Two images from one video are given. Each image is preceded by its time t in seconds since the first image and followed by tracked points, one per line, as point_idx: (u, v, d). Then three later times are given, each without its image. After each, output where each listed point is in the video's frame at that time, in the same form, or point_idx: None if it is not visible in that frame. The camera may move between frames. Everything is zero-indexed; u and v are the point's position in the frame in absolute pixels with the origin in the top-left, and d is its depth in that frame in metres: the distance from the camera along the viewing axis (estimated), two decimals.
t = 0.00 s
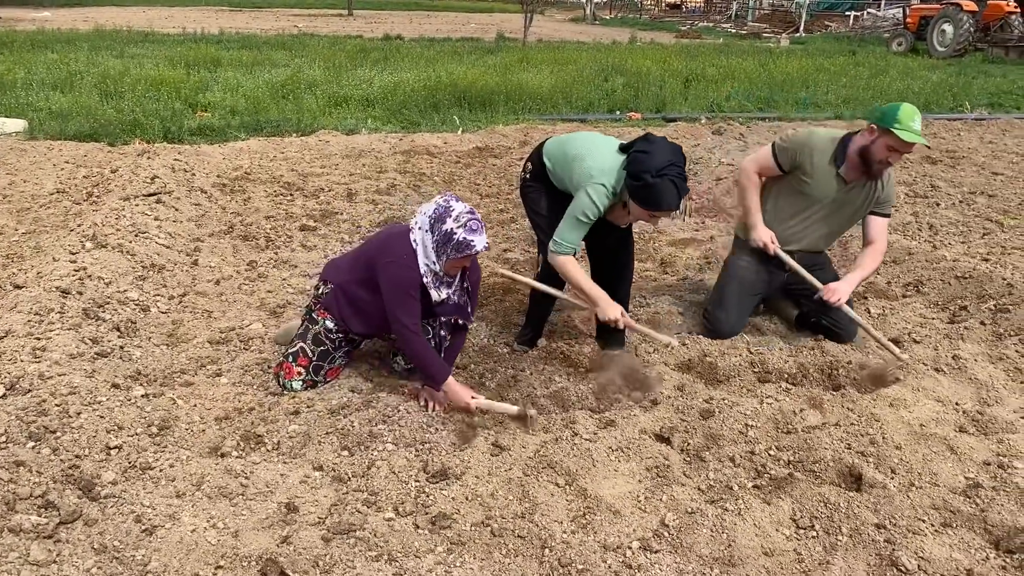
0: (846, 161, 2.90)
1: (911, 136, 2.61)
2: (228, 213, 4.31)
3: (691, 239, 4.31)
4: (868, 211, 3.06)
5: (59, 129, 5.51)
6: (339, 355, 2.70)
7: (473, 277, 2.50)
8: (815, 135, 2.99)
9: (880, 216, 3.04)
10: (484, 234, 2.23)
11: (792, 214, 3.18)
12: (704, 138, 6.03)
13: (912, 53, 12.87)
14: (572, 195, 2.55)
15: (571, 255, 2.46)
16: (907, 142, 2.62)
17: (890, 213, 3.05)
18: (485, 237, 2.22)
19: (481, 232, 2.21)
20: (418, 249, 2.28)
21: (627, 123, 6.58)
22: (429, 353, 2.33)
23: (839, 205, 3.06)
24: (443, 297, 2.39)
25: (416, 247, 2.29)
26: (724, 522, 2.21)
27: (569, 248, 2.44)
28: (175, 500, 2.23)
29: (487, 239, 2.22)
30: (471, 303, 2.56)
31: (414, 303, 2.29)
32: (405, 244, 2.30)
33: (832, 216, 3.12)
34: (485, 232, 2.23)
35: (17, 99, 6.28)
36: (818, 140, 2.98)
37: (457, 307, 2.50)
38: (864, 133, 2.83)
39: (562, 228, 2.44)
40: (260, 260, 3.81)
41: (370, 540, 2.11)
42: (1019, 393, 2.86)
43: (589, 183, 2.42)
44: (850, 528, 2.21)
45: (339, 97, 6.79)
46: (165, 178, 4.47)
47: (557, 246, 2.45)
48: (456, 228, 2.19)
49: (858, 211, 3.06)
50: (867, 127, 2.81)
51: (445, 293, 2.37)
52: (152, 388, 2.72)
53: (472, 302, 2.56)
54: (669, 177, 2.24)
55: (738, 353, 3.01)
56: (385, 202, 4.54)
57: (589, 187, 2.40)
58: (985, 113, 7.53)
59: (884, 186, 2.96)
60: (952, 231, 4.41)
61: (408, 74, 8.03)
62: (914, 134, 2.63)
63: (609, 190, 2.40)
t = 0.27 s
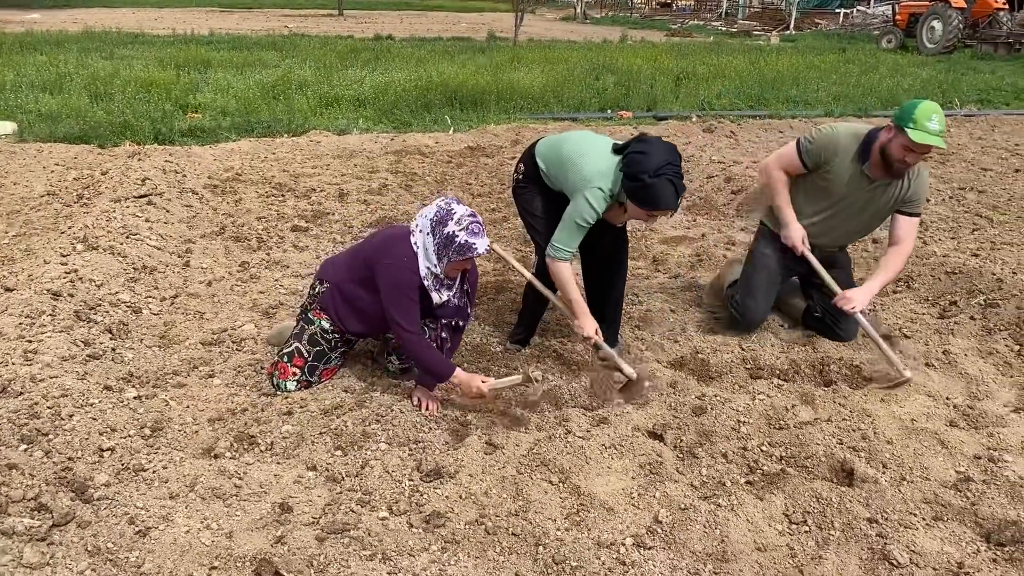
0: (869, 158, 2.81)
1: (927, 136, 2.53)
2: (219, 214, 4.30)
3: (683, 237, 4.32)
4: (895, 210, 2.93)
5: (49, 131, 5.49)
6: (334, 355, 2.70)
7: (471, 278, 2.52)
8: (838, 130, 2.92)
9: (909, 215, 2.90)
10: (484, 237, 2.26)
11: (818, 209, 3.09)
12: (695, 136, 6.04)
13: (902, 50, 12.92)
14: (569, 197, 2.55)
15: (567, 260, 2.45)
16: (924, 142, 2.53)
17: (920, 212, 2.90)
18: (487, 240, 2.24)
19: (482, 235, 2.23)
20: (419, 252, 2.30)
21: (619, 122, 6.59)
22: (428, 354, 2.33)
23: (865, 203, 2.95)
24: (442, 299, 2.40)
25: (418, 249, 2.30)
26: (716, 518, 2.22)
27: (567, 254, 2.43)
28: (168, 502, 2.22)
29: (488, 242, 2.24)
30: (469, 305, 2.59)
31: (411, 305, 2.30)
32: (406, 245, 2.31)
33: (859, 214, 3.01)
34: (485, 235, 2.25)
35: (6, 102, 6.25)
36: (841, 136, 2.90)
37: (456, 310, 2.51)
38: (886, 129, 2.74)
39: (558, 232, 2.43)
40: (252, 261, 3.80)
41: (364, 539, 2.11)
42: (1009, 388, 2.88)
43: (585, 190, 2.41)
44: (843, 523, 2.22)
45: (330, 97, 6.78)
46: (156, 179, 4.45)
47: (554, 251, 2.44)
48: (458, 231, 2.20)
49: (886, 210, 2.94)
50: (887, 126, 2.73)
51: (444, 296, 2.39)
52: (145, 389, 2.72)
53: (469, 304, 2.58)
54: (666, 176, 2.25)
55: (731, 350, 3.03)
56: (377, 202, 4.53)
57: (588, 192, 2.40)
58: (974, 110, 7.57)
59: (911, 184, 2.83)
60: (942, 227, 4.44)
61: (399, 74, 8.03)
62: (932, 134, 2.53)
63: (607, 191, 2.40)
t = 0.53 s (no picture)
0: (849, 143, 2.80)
1: (887, 122, 2.55)
2: (209, 215, 4.29)
3: (672, 234, 4.33)
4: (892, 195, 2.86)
5: (36, 133, 5.46)
6: (325, 356, 2.70)
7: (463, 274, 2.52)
8: (824, 120, 2.94)
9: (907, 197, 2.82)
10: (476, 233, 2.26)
11: (818, 202, 3.07)
12: (684, 134, 6.06)
13: (889, 47, 13.00)
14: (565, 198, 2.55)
15: (580, 263, 2.43)
16: (885, 128, 2.54)
17: (921, 193, 2.82)
18: (479, 236, 2.25)
19: (474, 231, 2.24)
20: (410, 251, 2.29)
21: (608, 120, 6.60)
22: (413, 350, 2.37)
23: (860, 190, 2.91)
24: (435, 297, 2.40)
25: (409, 248, 2.29)
26: (706, 514, 2.24)
27: (578, 257, 2.41)
28: (159, 504, 2.22)
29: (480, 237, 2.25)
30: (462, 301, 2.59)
31: (401, 304, 2.31)
32: (398, 245, 2.30)
33: (858, 204, 2.96)
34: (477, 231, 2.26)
35: None
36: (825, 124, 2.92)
37: (450, 308, 2.53)
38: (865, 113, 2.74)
39: (567, 238, 2.42)
40: (242, 262, 3.80)
41: (356, 539, 2.12)
42: (996, 381, 2.91)
43: (581, 189, 2.40)
44: (831, 517, 2.24)
45: (319, 98, 6.77)
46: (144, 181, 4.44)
47: (567, 257, 2.43)
48: (450, 229, 2.21)
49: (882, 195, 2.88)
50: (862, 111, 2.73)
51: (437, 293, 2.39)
52: (135, 392, 2.71)
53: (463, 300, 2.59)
54: (662, 172, 2.25)
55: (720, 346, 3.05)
56: (367, 203, 4.53)
57: (584, 187, 2.40)
58: (961, 106, 7.62)
59: (902, 164, 2.77)
60: (929, 223, 4.47)
61: (388, 74, 8.02)
62: (895, 117, 2.54)
63: (605, 189, 2.39)
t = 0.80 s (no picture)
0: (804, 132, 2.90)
1: (823, 106, 2.66)
2: (195, 216, 4.27)
3: (659, 232, 4.34)
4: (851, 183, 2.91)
5: (19, 135, 5.42)
6: (311, 357, 2.70)
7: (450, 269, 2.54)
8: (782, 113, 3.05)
9: (865, 186, 2.85)
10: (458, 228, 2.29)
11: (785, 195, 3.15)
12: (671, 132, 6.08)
13: (874, 45, 13.07)
14: (556, 196, 2.55)
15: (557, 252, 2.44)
16: (822, 112, 2.66)
17: (879, 182, 2.84)
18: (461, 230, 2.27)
19: (455, 226, 2.27)
20: (392, 256, 2.30)
21: (596, 119, 6.61)
22: (410, 352, 2.35)
23: (820, 179, 2.99)
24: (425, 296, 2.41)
25: (391, 252, 2.29)
26: (694, 510, 2.25)
27: (553, 246, 2.42)
28: (145, 507, 2.21)
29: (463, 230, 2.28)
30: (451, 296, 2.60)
31: (389, 305, 2.30)
32: (378, 250, 2.30)
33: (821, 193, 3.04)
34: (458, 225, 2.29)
35: None
36: (780, 118, 3.03)
37: (443, 301, 2.52)
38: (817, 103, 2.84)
39: (546, 224, 2.42)
40: (228, 263, 3.78)
41: (343, 540, 2.11)
42: (980, 376, 2.94)
43: (572, 182, 2.41)
44: (818, 513, 2.25)
45: (306, 98, 6.74)
46: (129, 182, 4.40)
47: (541, 243, 2.43)
48: (430, 230, 2.23)
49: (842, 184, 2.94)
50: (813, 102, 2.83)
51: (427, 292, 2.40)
52: (120, 395, 2.69)
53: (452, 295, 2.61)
54: (653, 169, 2.26)
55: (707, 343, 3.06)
56: (353, 203, 4.52)
57: (575, 180, 2.40)
58: (946, 102, 7.67)
59: (856, 151, 2.84)
60: (915, 219, 4.50)
61: (375, 74, 8.00)
62: (833, 101, 2.64)
63: (595, 186, 2.40)
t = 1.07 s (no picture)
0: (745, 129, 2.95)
1: (763, 111, 2.72)
2: (180, 218, 4.24)
3: (646, 230, 4.35)
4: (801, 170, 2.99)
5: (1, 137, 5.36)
6: (296, 358, 2.68)
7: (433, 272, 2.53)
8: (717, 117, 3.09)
9: (816, 169, 2.94)
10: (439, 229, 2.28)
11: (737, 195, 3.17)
12: (658, 131, 6.09)
13: (860, 42, 13.13)
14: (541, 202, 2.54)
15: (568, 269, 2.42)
16: (766, 114, 2.72)
17: (827, 162, 2.94)
18: (442, 231, 2.26)
19: (436, 227, 2.26)
20: (371, 258, 2.29)
21: (582, 118, 6.61)
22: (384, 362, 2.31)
23: (772, 172, 3.04)
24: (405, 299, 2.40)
25: (369, 255, 2.29)
26: (681, 507, 2.25)
27: (563, 263, 2.40)
28: (130, 510, 2.19)
29: (444, 232, 2.27)
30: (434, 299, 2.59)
31: (369, 310, 2.29)
32: (357, 252, 2.30)
33: (772, 186, 3.09)
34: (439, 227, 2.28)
35: None
36: (717, 125, 3.06)
37: (426, 301, 2.53)
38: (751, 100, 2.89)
39: (551, 246, 2.40)
40: (213, 264, 3.75)
41: (330, 541, 2.10)
42: (965, 371, 2.95)
43: (558, 193, 2.40)
44: (805, 509, 2.26)
45: (291, 98, 6.71)
46: (112, 183, 4.36)
47: (552, 266, 2.41)
48: (410, 230, 2.22)
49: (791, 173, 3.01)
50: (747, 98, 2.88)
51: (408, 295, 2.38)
52: (105, 398, 2.67)
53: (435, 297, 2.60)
54: (635, 172, 2.26)
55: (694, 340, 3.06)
56: (340, 203, 4.50)
57: (558, 188, 2.40)
58: (931, 99, 7.71)
59: (800, 139, 2.92)
60: (900, 216, 4.52)
61: (361, 74, 7.97)
62: (772, 97, 2.70)
63: (578, 190, 2.40)
